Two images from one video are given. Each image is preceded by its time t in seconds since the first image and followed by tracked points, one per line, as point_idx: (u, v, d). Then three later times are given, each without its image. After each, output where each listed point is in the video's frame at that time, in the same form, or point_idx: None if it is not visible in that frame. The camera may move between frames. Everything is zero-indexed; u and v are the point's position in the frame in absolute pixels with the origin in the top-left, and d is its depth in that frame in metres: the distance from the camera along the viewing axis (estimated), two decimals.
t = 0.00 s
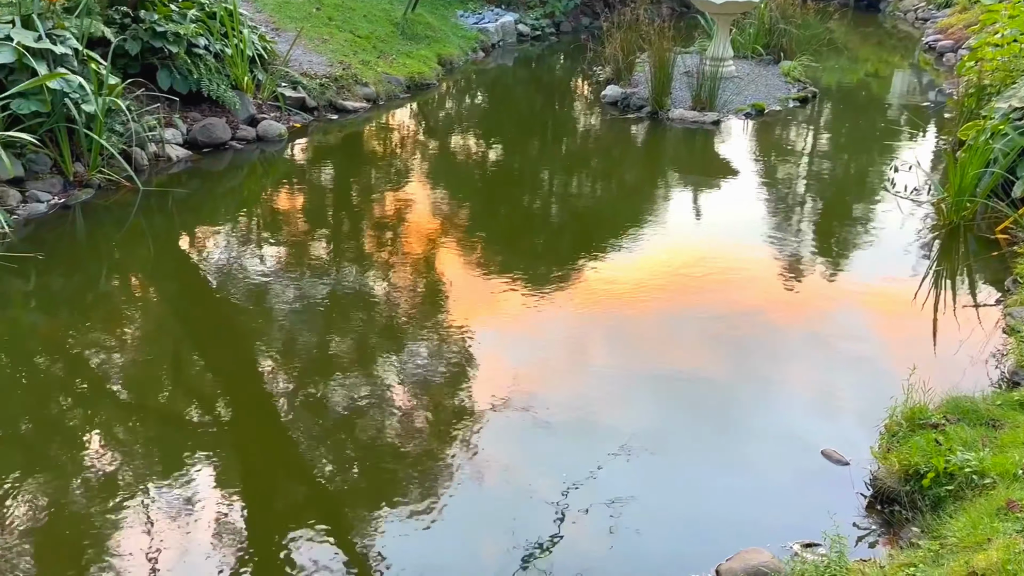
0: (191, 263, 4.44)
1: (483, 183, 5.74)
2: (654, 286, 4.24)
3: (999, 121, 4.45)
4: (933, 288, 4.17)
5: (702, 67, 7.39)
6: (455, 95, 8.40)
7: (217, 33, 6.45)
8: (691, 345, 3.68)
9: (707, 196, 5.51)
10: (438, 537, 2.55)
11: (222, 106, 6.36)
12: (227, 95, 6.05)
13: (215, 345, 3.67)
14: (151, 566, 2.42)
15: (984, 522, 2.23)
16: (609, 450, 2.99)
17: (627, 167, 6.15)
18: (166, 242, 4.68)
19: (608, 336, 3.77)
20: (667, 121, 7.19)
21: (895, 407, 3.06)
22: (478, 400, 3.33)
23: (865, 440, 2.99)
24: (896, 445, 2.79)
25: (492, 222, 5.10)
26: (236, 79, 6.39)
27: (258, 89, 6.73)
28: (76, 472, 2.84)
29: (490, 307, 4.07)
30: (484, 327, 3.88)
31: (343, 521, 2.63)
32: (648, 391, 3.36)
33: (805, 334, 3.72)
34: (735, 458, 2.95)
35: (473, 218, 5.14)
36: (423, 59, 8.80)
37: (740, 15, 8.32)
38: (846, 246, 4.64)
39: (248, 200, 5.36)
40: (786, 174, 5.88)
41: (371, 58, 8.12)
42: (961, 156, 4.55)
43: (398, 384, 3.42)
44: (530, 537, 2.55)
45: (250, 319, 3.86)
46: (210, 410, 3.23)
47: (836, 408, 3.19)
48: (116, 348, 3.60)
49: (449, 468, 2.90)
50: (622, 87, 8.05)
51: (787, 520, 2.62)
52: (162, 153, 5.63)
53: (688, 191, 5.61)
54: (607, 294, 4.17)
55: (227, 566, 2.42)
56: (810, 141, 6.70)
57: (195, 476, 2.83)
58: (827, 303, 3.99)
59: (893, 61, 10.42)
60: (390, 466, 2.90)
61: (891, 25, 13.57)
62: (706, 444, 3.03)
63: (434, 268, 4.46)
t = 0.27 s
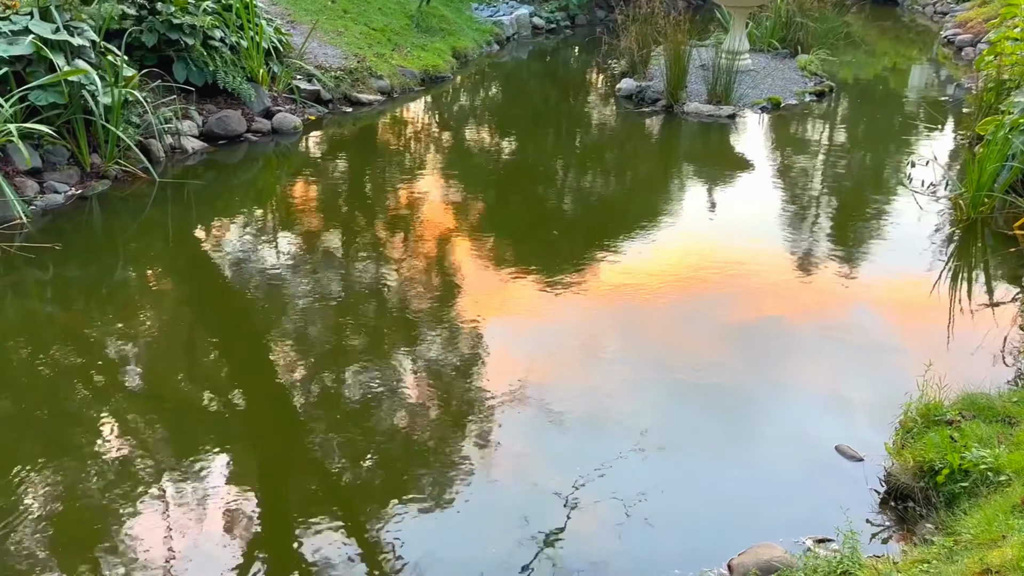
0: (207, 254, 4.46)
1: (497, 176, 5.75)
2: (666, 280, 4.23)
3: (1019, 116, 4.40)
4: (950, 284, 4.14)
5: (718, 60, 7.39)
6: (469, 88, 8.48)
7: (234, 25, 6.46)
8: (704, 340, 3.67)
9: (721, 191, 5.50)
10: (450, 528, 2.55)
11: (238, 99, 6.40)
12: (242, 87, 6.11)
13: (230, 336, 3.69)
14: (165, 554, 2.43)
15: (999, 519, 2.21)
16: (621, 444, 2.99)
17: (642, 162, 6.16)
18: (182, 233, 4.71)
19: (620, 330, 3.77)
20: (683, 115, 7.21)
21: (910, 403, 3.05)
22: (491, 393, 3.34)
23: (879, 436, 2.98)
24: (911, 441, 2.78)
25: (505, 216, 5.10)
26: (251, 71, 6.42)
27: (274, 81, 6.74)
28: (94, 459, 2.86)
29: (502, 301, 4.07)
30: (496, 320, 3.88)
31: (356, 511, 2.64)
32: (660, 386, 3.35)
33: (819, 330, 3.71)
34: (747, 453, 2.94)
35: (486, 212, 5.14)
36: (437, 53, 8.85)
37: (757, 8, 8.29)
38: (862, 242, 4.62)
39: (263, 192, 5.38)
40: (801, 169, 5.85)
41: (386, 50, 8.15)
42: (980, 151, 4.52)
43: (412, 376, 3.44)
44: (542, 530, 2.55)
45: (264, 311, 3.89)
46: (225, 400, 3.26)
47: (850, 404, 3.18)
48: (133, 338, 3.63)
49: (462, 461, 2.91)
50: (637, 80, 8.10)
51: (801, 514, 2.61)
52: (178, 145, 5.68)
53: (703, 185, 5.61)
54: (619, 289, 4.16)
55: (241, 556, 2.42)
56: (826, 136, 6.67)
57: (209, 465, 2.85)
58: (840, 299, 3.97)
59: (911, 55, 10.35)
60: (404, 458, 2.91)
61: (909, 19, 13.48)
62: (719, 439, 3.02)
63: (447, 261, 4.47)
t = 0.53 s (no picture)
0: (222, 246, 4.49)
1: (511, 170, 5.77)
2: (679, 275, 4.22)
3: None
4: (967, 281, 4.12)
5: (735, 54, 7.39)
6: (483, 81, 8.59)
7: (250, 18, 6.49)
8: (717, 335, 3.66)
9: (736, 186, 5.48)
10: (463, 522, 2.56)
11: (253, 91, 6.45)
12: (258, 79, 6.15)
13: (244, 328, 3.71)
14: (179, 545, 2.44)
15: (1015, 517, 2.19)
16: (633, 438, 2.99)
17: (656, 156, 6.15)
18: (198, 225, 4.74)
19: (632, 325, 3.76)
20: (699, 108, 7.23)
21: (926, 400, 3.03)
22: (503, 387, 3.34)
23: (894, 432, 2.97)
24: (926, 438, 2.77)
25: (519, 210, 5.11)
26: (267, 64, 6.45)
27: (289, 74, 6.80)
28: (111, 449, 2.89)
29: (514, 295, 4.07)
30: (508, 314, 3.88)
31: (370, 503, 2.64)
32: (672, 381, 3.34)
33: (834, 326, 3.70)
34: (761, 449, 2.93)
35: (500, 206, 5.15)
36: (452, 46, 8.91)
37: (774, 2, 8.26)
38: (878, 238, 4.60)
39: (279, 184, 5.41)
40: (817, 164, 5.83)
41: (401, 44, 8.21)
42: (998, 147, 4.48)
43: (425, 369, 3.45)
44: (554, 524, 2.55)
45: (278, 304, 3.90)
46: (239, 391, 3.27)
47: (864, 401, 3.17)
48: (149, 329, 3.66)
49: (475, 454, 2.92)
50: (653, 74, 8.15)
51: (815, 510, 2.61)
52: (194, 137, 5.71)
53: (717, 180, 5.59)
54: (632, 283, 4.16)
55: (254, 548, 2.43)
56: (843, 131, 6.64)
57: (224, 455, 2.87)
58: (856, 296, 3.95)
59: (930, 49, 10.27)
60: (417, 451, 2.92)
61: (929, 12, 13.38)
62: (732, 434, 3.02)
63: (461, 254, 4.47)
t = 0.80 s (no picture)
0: (237, 238, 4.52)
1: (526, 164, 5.78)
2: (692, 271, 4.22)
3: None
4: (984, 278, 4.09)
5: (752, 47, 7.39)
6: (499, 74, 8.63)
7: (266, 11, 6.52)
8: (731, 331, 3.65)
9: (752, 181, 5.47)
10: (476, 514, 2.58)
11: (270, 84, 6.49)
12: (274, 72, 6.14)
13: (259, 320, 3.74)
14: (194, 535, 2.46)
15: None
16: (647, 433, 2.99)
17: (671, 151, 6.14)
18: (214, 217, 4.77)
19: (645, 320, 3.76)
20: (716, 102, 7.23)
21: (942, 397, 3.02)
22: (517, 380, 3.35)
23: (909, 429, 2.96)
24: (942, 435, 2.76)
25: (533, 203, 5.11)
26: (284, 57, 6.50)
27: (305, 67, 6.84)
28: (129, 438, 2.92)
29: (527, 289, 4.08)
30: (521, 309, 3.89)
31: (383, 496, 2.66)
32: (685, 377, 3.34)
33: (849, 323, 3.69)
34: (774, 444, 2.93)
35: (514, 199, 5.16)
36: (469, 39, 8.93)
37: None
38: (894, 234, 4.58)
39: (294, 177, 5.43)
40: (834, 159, 5.81)
41: (417, 37, 8.22)
42: (1019, 143, 4.44)
43: (438, 363, 3.46)
44: (566, 518, 2.56)
45: (293, 296, 3.93)
46: (254, 382, 3.30)
47: (879, 397, 3.16)
48: (166, 319, 3.69)
49: (488, 447, 2.93)
50: (669, 67, 8.18)
51: (829, 506, 2.60)
52: (211, 130, 5.76)
53: (733, 175, 5.58)
54: (645, 279, 4.15)
55: (268, 540, 2.44)
56: (860, 126, 6.60)
57: (238, 446, 2.89)
58: (871, 292, 3.94)
59: (949, 44, 10.18)
60: (430, 443, 2.94)
61: (949, 7, 13.25)
62: (746, 429, 3.01)
63: (475, 248, 4.48)
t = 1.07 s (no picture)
0: (254, 231, 4.54)
1: (542, 158, 5.80)
2: (706, 266, 4.20)
3: None
4: (1003, 276, 4.06)
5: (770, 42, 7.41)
6: (514, 68, 8.76)
7: (284, 4, 6.56)
8: (744, 327, 3.64)
9: (769, 176, 5.45)
10: (489, 507, 2.58)
11: (287, 76, 6.55)
12: (291, 64, 6.19)
13: (274, 312, 3.76)
14: (209, 524, 2.47)
15: None
16: (659, 428, 2.99)
17: (687, 145, 6.14)
18: (230, 209, 4.80)
19: (658, 315, 3.75)
20: (733, 97, 7.27)
21: (958, 395, 3.00)
22: (530, 374, 3.36)
23: (924, 427, 2.94)
24: (959, 432, 2.74)
25: (548, 197, 5.12)
26: (301, 50, 6.55)
27: (322, 60, 6.93)
28: (146, 427, 2.94)
29: (540, 283, 4.08)
30: (534, 303, 3.89)
31: (396, 488, 2.67)
32: (698, 372, 3.33)
33: (864, 319, 3.66)
34: (788, 440, 2.92)
35: (529, 193, 5.16)
36: (485, 32, 9.14)
37: None
38: (912, 230, 4.55)
39: (310, 170, 5.46)
40: (852, 155, 5.78)
41: (433, 30, 8.41)
42: None
43: (452, 357, 3.47)
44: (578, 512, 2.55)
45: (307, 289, 3.94)
46: (269, 375, 3.32)
47: (894, 394, 3.14)
48: (182, 310, 3.72)
49: (500, 441, 2.93)
50: (686, 61, 8.25)
51: (843, 502, 2.59)
52: (228, 122, 5.81)
53: (750, 170, 5.57)
54: (659, 274, 4.14)
55: (281, 532, 2.45)
56: (879, 122, 6.55)
57: (253, 439, 2.90)
58: (887, 289, 3.91)
59: (970, 39, 10.08)
60: (443, 436, 2.95)
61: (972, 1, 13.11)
62: (759, 425, 3.00)
63: (489, 242, 4.49)
